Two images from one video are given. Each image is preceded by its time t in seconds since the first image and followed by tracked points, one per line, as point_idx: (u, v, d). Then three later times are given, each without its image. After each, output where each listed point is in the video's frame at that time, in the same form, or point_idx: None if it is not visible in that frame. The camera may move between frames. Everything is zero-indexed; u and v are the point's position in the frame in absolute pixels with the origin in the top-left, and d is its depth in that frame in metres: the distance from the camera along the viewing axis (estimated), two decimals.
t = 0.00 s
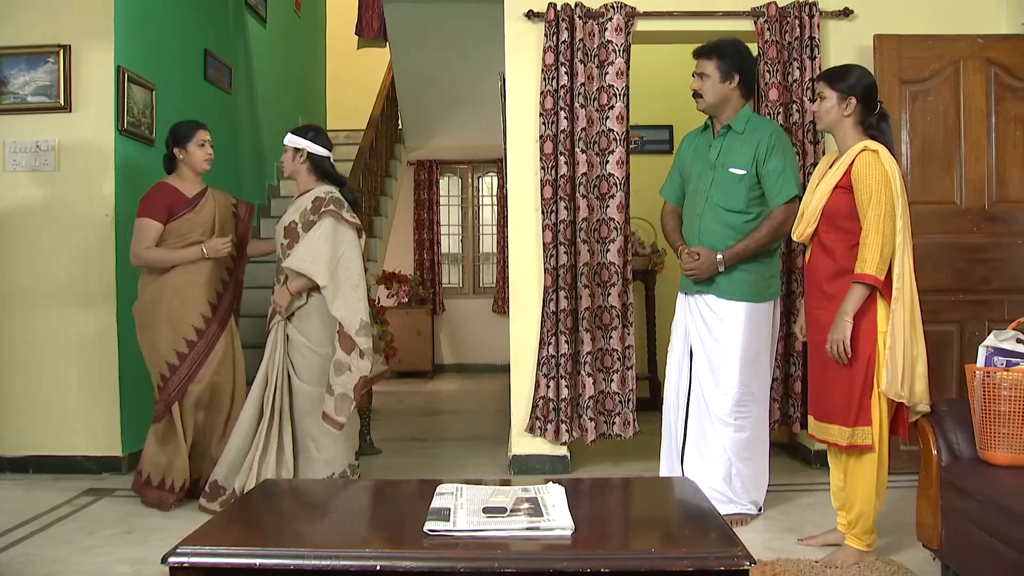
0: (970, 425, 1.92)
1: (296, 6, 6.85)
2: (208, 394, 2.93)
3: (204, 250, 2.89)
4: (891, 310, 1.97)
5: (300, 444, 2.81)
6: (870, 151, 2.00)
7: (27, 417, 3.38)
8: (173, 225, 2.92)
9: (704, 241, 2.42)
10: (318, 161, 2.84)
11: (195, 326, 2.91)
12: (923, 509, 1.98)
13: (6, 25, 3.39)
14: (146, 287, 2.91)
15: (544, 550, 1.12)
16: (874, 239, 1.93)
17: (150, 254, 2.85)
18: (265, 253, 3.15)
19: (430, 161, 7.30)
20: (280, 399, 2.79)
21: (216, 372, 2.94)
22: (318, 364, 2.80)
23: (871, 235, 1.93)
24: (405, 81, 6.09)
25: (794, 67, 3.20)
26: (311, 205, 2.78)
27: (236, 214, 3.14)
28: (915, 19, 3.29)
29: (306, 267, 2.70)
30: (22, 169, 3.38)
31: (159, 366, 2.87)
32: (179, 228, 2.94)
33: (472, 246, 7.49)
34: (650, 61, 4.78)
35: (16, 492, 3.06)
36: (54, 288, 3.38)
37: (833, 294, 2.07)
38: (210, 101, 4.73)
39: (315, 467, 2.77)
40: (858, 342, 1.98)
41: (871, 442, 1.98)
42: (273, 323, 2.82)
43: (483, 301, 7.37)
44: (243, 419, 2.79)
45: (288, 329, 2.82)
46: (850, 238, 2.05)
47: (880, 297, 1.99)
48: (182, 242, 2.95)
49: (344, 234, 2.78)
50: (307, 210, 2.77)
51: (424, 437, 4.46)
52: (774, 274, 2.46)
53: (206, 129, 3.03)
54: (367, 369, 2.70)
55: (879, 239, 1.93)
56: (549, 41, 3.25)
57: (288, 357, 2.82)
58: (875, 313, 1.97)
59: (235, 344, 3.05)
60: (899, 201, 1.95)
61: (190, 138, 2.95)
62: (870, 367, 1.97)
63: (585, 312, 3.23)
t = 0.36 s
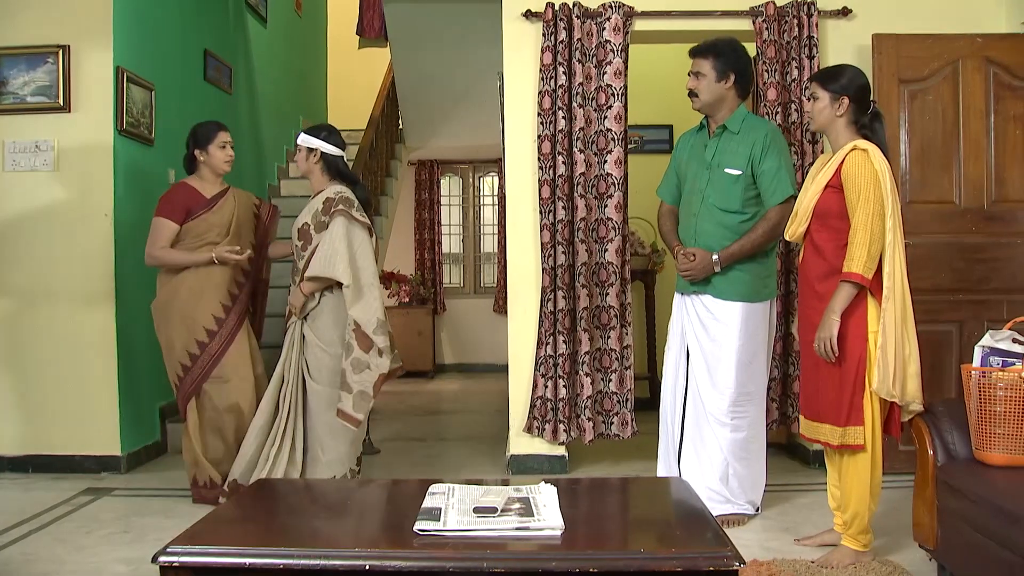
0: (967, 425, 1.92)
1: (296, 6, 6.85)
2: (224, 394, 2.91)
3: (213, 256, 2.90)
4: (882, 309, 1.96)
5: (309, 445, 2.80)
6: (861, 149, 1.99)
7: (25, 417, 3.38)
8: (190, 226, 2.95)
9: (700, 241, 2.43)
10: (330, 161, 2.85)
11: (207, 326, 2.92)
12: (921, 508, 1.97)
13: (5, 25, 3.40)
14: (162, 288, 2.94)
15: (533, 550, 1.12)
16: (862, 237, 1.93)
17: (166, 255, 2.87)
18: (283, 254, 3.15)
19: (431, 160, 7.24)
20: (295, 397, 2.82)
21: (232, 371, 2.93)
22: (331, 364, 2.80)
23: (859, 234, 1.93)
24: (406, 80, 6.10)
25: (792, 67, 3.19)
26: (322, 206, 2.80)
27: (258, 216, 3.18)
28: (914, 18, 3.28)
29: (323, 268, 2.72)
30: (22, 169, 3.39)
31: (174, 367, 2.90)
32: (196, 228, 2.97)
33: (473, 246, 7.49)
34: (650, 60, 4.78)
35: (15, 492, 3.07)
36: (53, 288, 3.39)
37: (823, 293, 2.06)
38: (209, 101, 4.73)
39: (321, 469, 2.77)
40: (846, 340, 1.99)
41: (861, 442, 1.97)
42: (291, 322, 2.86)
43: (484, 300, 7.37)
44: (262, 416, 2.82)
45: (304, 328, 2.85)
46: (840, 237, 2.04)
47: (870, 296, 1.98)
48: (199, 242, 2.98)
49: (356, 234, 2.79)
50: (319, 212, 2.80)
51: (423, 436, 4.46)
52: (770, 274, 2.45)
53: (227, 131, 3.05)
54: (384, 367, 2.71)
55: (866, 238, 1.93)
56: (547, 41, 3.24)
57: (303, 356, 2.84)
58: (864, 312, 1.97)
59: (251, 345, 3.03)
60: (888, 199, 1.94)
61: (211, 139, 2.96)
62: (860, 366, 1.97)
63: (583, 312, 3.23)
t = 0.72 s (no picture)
0: (968, 426, 1.91)
1: (300, 6, 6.87)
2: (237, 393, 2.91)
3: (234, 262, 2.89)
4: (881, 307, 1.96)
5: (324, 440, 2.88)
6: (859, 147, 1.99)
7: (29, 416, 3.40)
8: (207, 225, 2.91)
9: (701, 241, 2.43)
10: (348, 164, 2.94)
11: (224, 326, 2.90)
12: (921, 507, 1.96)
13: (9, 26, 3.41)
14: (177, 286, 2.91)
15: (527, 550, 1.12)
16: (860, 236, 1.93)
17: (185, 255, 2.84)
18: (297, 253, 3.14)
19: (435, 159, 7.22)
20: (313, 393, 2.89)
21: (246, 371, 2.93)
22: (347, 361, 2.87)
23: (857, 233, 1.93)
24: (409, 80, 6.10)
25: (795, 66, 3.18)
26: (340, 206, 2.88)
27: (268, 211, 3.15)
28: (917, 17, 3.26)
29: (344, 267, 2.81)
30: (26, 168, 3.40)
31: (188, 366, 2.87)
32: (213, 228, 2.93)
33: (477, 245, 7.48)
34: (654, 59, 4.77)
35: (19, 490, 3.08)
36: (57, 287, 3.41)
37: (823, 293, 2.06)
38: (213, 101, 4.75)
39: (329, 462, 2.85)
40: (846, 340, 1.98)
41: (861, 442, 1.97)
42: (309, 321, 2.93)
43: (488, 300, 7.37)
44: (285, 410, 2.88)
45: (321, 326, 2.91)
46: (839, 235, 2.04)
47: (869, 295, 1.98)
48: (216, 242, 2.94)
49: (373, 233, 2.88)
50: (336, 212, 2.87)
51: (426, 436, 4.47)
52: (771, 273, 2.45)
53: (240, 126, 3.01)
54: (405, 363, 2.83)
55: (864, 237, 1.92)
56: (549, 40, 3.24)
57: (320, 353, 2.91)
58: (863, 311, 1.97)
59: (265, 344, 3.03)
60: (887, 198, 1.93)
61: (225, 136, 2.93)
62: (860, 366, 1.96)
63: (585, 311, 3.22)
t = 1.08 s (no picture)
0: (963, 426, 1.91)
1: (300, 6, 6.87)
2: (240, 394, 2.90)
3: (241, 262, 2.88)
4: (876, 308, 1.95)
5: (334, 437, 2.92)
6: (852, 148, 1.99)
7: (27, 416, 3.40)
8: (212, 225, 2.90)
9: (696, 241, 2.42)
10: (362, 169, 3.02)
11: (228, 327, 2.90)
12: (916, 507, 1.96)
13: (8, 26, 3.42)
14: (181, 287, 2.88)
15: (515, 550, 1.12)
16: (853, 236, 1.93)
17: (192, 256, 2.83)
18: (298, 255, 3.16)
19: (436, 160, 7.20)
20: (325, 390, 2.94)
21: (248, 373, 2.92)
22: (359, 359, 2.93)
23: (850, 233, 1.93)
24: (409, 80, 6.10)
25: (792, 66, 3.18)
26: (354, 209, 2.96)
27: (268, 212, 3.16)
28: (915, 16, 3.26)
29: (362, 269, 2.90)
30: (24, 169, 3.41)
31: (189, 368, 2.85)
32: (218, 228, 2.92)
33: (478, 245, 7.46)
34: (653, 59, 4.77)
35: (16, 490, 3.09)
36: (55, 287, 3.41)
37: (817, 293, 2.06)
38: (212, 101, 4.75)
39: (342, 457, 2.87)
40: (840, 340, 1.98)
41: (856, 443, 1.96)
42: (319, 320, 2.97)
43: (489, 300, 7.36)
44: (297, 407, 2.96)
45: (331, 326, 2.96)
46: (833, 236, 2.04)
47: (863, 295, 1.98)
48: (221, 243, 2.93)
49: (389, 237, 2.98)
50: (351, 215, 2.96)
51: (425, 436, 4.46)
52: (768, 273, 2.45)
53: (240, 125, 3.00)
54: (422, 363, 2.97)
55: (858, 237, 1.92)
56: (546, 40, 3.24)
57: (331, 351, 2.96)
58: (857, 311, 1.97)
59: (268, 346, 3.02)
60: (880, 198, 1.93)
61: (227, 135, 2.92)
62: (854, 367, 1.96)
63: (583, 311, 3.23)
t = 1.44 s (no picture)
0: (959, 427, 1.90)
1: (301, 6, 6.88)
2: (246, 395, 2.89)
3: (248, 253, 2.85)
4: (869, 309, 1.95)
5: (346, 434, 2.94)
6: (846, 148, 1.99)
7: (27, 416, 3.41)
8: (219, 221, 2.89)
9: (694, 241, 2.42)
10: (371, 168, 3.04)
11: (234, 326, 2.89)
12: (914, 508, 1.95)
13: (8, 27, 3.43)
14: (189, 285, 2.88)
15: (504, 550, 1.12)
16: (848, 237, 1.93)
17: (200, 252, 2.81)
18: (307, 255, 3.11)
19: (438, 159, 7.15)
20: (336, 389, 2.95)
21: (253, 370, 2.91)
22: (371, 358, 2.94)
23: (845, 234, 1.93)
24: (410, 80, 6.11)
25: (791, 65, 3.18)
26: (366, 209, 2.97)
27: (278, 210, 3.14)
28: (914, 16, 3.25)
29: (377, 269, 2.92)
30: (24, 169, 3.42)
31: (197, 366, 2.85)
32: (225, 225, 2.90)
33: (479, 245, 7.45)
34: (654, 59, 4.77)
35: (16, 489, 3.09)
36: (55, 287, 3.42)
37: (812, 294, 2.06)
38: (212, 101, 4.76)
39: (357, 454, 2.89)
40: (835, 340, 1.98)
41: (849, 443, 1.96)
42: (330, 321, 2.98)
43: (490, 300, 7.35)
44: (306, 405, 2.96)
45: (342, 325, 2.97)
46: (827, 237, 2.04)
47: (857, 296, 1.98)
48: (228, 240, 2.92)
49: (401, 237, 3.00)
50: (363, 215, 2.96)
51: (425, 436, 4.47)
52: (764, 274, 2.44)
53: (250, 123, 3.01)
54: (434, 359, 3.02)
55: (852, 238, 1.93)
56: (544, 40, 3.24)
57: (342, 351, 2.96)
58: (852, 311, 1.96)
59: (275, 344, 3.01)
60: (874, 198, 1.93)
61: (234, 132, 2.92)
62: (848, 368, 1.96)
63: (581, 311, 3.22)
